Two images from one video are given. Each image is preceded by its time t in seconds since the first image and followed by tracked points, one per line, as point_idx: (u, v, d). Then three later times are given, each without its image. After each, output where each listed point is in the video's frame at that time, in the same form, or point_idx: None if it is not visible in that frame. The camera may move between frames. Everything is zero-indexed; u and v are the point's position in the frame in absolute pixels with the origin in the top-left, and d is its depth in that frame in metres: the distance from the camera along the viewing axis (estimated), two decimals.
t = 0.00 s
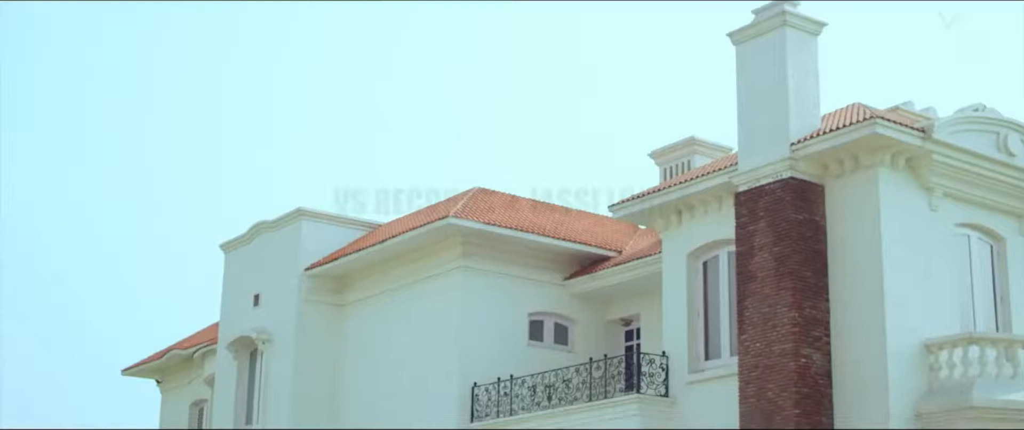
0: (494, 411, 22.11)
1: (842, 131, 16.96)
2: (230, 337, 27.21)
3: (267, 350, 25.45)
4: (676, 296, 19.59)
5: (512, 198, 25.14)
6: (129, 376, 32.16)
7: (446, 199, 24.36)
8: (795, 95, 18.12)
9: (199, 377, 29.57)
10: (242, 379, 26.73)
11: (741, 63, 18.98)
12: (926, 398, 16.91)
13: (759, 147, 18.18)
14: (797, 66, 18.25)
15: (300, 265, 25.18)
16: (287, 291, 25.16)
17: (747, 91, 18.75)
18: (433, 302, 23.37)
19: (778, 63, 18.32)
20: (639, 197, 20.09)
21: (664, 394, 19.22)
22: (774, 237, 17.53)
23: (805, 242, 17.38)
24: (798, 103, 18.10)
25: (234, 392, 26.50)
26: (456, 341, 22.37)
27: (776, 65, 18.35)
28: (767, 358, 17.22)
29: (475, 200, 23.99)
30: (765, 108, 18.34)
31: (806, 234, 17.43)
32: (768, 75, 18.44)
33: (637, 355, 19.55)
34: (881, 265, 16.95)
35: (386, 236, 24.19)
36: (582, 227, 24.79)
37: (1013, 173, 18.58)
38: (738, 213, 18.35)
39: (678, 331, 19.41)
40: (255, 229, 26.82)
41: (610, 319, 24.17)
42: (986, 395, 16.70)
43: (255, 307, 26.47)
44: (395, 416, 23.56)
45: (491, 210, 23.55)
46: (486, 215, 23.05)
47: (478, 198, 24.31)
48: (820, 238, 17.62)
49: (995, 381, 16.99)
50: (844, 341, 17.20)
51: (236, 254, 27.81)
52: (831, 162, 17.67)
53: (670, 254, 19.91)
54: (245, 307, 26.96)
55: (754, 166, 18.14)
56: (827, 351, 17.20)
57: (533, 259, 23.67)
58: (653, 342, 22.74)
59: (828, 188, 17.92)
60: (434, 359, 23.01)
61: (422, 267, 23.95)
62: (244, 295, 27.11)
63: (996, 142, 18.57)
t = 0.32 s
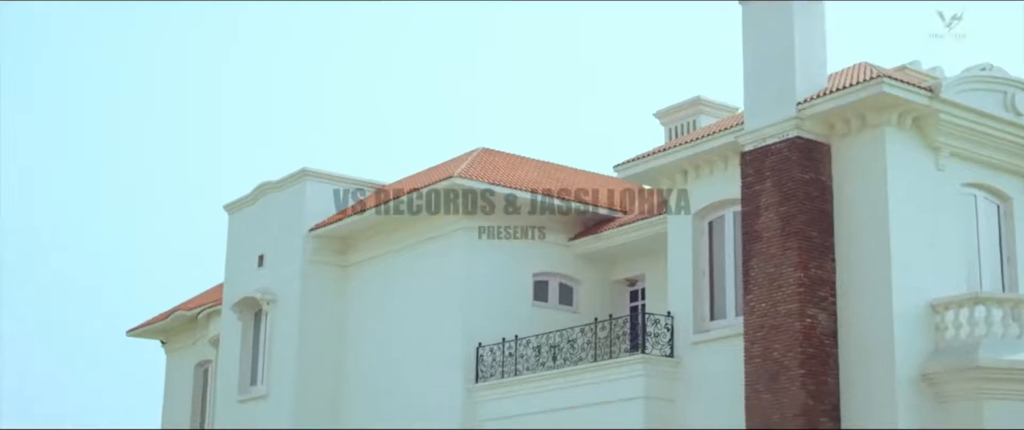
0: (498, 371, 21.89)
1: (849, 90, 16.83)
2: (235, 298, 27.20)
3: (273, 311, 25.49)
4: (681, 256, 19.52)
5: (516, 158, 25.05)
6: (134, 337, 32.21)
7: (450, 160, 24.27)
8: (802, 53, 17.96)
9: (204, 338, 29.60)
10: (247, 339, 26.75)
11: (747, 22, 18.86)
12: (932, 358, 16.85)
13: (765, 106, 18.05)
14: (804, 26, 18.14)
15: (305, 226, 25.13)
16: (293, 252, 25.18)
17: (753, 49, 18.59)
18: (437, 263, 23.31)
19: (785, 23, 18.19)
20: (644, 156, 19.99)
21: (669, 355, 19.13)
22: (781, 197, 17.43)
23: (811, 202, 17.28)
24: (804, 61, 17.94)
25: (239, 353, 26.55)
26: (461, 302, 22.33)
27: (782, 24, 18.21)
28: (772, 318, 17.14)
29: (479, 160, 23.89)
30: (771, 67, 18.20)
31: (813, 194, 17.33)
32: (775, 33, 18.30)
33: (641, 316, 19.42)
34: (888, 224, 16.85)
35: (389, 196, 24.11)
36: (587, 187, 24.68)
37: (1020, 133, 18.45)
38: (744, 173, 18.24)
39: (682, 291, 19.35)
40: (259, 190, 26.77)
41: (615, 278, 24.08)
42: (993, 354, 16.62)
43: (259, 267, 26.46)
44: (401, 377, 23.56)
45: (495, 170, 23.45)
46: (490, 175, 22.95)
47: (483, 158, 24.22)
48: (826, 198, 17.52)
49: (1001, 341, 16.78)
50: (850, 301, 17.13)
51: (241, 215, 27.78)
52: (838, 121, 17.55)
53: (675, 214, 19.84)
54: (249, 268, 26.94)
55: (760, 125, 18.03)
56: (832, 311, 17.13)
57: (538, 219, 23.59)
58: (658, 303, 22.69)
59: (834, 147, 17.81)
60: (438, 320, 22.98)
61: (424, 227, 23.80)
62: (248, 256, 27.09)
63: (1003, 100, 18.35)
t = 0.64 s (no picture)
0: (503, 327, 21.84)
1: (857, 44, 16.66)
2: (238, 254, 27.17)
3: (276, 266, 25.49)
4: (686, 212, 19.41)
5: (520, 113, 24.91)
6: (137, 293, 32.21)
7: (454, 115, 24.14)
8: (808, 6, 17.77)
9: (208, 294, 29.59)
10: (251, 295, 26.74)
11: None
12: (938, 313, 16.77)
13: (770, 60, 17.88)
14: None
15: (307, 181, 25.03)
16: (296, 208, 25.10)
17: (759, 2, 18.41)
18: (440, 219, 23.22)
19: None
20: (649, 111, 19.83)
21: (674, 310, 19.06)
22: (787, 152, 17.29)
23: (817, 157, 17.15)
24: (811, 14, 17.75)
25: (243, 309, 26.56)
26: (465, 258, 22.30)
27: None
28: (778, 273, 17.03)
29: (483, 115, 23.76)
30: (776, 20, 18.02)
31: (819, 148, 17.20)
32: None
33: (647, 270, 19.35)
34: (894, 179, 16.73)
35: (393, 151, 24.00)
36: (592, 142, 24.55)
37: None
38: (750, 128, 18.07)
39: (687, 246, 19.27)
40: (262, 145, 26.67)
41: (619, 235, 23.97)
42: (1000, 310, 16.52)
43: (263, 223, 26.40)
44: (406, 332, 23.53)
45: (499, 125, 23.32)
46: (494, 130, 22.82)
47: (487, 113, 24.08)
48: (832, 153, 17.39)
49: (1008, 296, 16.75)
50: (856, 255, 17.03)
51: (244, 170, 27.69)
52: (844, 75, 17.38)
53: (680, 169, 19.71)
54: (253, 224, 26.88)
55: (765, 79, 17.88)
56: (838, 266, 17.05)
57: (542, 175, 23.44)
58: (663, 258, 22.59)
59: (841, 101, 17.66)
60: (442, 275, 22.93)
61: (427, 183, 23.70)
62: (251, 211, 27.03)
63: (1012, 55, 18.33)
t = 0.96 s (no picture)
0: (508, 281, 21.81)
1: None
2: (242, 209, 27.08)
3: (281, 221, 25.48)
4: (692, 165, 19.26)
5: (525, 66, 24.72)
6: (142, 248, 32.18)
7: (458, 69, 23.97)
8: None
9: (212, 249, 29.54)
10: (255, 250, 26.70)
11: None
12: (946, 267, 16.65)
13: (777, 11, 17.62)
14: None
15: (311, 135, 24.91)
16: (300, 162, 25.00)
17: None
18: (445, 173, 23.12)
19: None
20: (655, 64, 19.63)
21: (680, 264, 19.01)
22: (794, 105, 17.10)
23: (825, 110, 16.97)
24: None
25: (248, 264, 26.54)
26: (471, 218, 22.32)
27: None
28: (785, 227, 16.90)
29: (487, 68, 23.59)
30: None
31: (826, 101, 17.01)
32: None
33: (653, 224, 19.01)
34: (903, 132, 16.58)
35: (396, 105, 23.85)
36: (598, 96, 24.36)
37: None
38: (756, 80, 17.84)
39: (692, 200, 19.12)
40: (266, 99, 26.51)
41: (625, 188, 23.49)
42: (1008, 264, 16.38)
43: (267, 177, 26.30)
44: (411, 287, 23.48)
45: (504, 78, 23.16)
46: (499, 84, 22.67)
47: (492, 66, 23.90)
48: (840, 106, 17.20)
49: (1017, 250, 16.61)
50: (864, 208, 16.89)
51: (247, 124, 27.56)
52: (853, 27, 17.15)
53: (686, 122, 19.55)
54: (256, 178, 26.78)
55: (772, 31, 17.63)
56: (845, 220, 16.93)
57: (547, 128, 23.26)
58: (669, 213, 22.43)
59: (849, 54, 17.40)
60: (447, 230, 22.88)
61: (429, 137, 23.57)
62: (255, 165, 26.92)
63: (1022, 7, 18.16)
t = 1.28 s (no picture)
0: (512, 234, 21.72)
1: None
2: (243, 163, 26.95)
3: (284, 175, 25.40)
4: (697, 118, 19.11)
5: (529, 19, 24.52)
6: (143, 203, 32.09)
7: (461, 22, 23.79)
8: None
9: (214, 203, 29.43)
10: (258, 203, 26.61)
11: None
12: (952, 220, 16.53)
13: None
14: None
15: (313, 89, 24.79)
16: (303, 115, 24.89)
17: None
18: (448, 127, 22.99)
19: None
20: (659, 15, 19.40)
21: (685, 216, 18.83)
22: (799, 57, 16.86)
23: (831, 62, 16.74)
24: None
25: (251, 217, 26.47)
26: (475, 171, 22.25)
27: None
28: (790, 180, 16.71)
29: (491, 21, 23.41)
30: None
31: (832, 53, 16.76)
32: None
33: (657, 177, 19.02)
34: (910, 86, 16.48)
35: (399, 58, 23.69)
36: (602, 49, 24.18)
37: None
38: (762, 33, 17.59)
39: (697, 153, 18.99)
40: (268, 52, 26.34)
41: (628, 143, 23.53)
42: (1016, 218, 16.24)
43: (269, 131, 26.16)
44: (414, 240, 23.41)
45: (508, 31, 22.99)
46: (502, 36, 22.50)
47: (495, 19, 23.73)
48: (847, 58, 16.95)
49: None
50: (870, 161, 16.73)
51: (249, 77, 27.38)
52: None
53: (691, 74, 19.39)
54: (258, 132, 26.63)
55: None
56: (852, 173, 16.74)
57: (551, 81, 23.11)
58: (673, 166, 22.28)
59: (856, 5, 17.14)
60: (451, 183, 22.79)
61: (431, 90, 23.39)
62: (257, 119, 26.77)
63: None
